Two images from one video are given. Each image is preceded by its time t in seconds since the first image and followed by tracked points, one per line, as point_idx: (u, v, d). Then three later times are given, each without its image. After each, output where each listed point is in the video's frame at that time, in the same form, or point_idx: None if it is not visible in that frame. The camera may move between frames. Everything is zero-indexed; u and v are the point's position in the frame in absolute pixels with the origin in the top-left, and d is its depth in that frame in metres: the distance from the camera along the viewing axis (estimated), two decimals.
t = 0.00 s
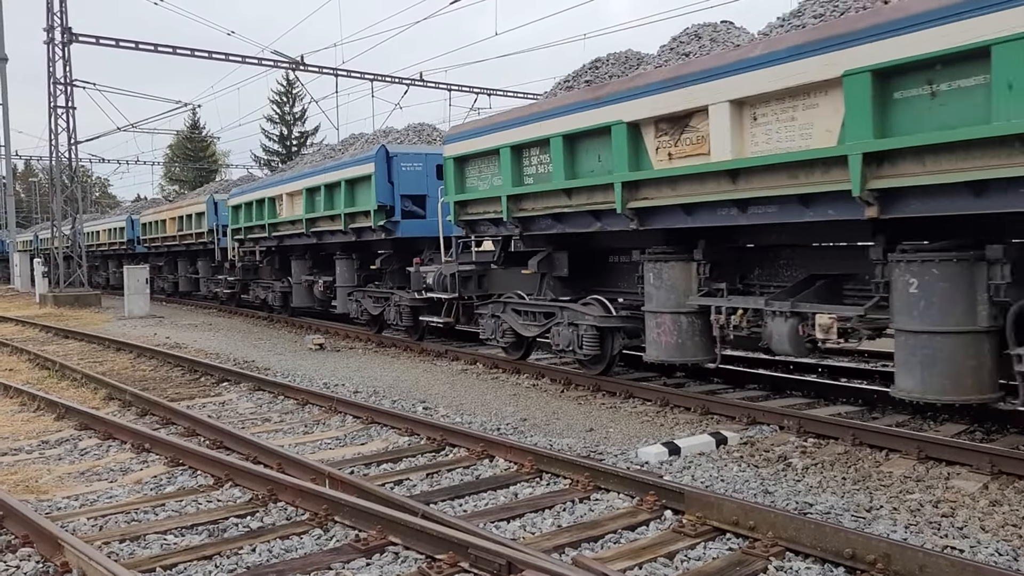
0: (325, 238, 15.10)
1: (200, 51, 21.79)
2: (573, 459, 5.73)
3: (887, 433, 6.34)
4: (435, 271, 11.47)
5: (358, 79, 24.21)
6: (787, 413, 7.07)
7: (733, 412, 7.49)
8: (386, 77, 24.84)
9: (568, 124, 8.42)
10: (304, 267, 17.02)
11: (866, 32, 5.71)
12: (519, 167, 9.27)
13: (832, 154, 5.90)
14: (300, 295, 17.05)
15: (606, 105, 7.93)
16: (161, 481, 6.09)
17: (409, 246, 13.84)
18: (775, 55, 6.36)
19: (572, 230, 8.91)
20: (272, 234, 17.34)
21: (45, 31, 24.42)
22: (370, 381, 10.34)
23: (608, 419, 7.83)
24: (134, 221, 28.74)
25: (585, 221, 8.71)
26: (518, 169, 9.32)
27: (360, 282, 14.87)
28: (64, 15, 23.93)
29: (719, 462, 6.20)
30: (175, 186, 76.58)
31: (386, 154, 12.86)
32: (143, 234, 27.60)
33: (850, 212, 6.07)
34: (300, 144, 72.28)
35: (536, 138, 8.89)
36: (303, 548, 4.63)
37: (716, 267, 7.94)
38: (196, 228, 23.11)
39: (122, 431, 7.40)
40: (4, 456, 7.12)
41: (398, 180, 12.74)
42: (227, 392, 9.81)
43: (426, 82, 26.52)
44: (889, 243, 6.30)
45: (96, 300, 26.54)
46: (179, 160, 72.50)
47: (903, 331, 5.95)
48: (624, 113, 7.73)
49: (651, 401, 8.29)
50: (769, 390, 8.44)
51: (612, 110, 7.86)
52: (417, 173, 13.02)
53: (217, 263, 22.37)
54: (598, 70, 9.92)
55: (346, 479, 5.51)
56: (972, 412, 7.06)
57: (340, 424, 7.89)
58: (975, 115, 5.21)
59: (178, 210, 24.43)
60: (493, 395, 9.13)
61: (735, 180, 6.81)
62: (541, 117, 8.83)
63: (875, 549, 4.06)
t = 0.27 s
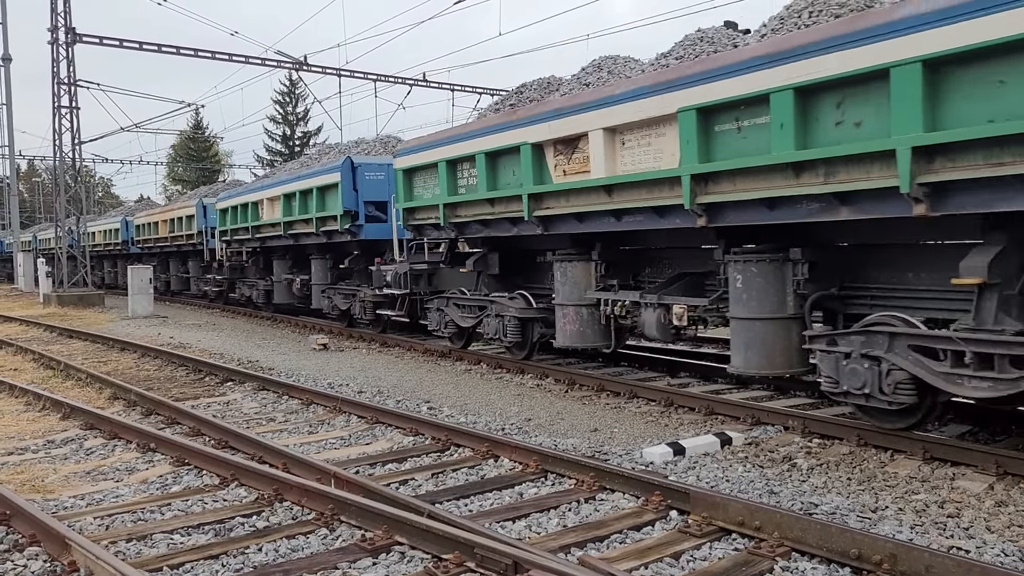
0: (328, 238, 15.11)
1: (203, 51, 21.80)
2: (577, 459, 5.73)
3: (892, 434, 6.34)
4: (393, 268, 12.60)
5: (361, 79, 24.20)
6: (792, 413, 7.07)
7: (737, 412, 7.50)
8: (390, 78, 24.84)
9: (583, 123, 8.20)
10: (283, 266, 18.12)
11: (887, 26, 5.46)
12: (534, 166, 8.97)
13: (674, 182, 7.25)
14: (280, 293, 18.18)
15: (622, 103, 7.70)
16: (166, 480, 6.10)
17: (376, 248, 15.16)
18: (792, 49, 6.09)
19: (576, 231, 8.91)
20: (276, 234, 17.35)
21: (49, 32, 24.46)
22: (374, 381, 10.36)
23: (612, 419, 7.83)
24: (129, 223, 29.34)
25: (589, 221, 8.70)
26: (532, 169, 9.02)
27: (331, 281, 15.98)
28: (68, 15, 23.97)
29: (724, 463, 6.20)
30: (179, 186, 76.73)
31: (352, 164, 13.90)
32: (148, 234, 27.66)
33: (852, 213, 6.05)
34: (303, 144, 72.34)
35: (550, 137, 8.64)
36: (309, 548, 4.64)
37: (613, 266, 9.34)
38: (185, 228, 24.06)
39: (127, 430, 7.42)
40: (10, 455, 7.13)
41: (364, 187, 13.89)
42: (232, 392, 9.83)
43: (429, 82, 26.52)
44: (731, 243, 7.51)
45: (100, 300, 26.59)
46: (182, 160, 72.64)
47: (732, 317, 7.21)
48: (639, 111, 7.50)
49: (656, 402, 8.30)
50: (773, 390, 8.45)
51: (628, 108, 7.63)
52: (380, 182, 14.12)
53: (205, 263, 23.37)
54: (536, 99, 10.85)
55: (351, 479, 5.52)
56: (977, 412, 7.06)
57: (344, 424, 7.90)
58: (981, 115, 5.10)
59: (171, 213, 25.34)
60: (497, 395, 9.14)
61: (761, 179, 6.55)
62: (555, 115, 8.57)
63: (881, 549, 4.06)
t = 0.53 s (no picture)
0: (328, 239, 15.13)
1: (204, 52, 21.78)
2: (579, 460, 5.74)
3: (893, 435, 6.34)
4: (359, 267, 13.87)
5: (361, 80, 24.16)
6: (793, 414, 7.08)
7: (739, 413, 7.50)
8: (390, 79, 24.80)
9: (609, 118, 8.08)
10: (264, 267, 19.58)
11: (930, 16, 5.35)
12: (505, 171, 9.75)
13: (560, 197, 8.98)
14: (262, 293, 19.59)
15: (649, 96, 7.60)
16: (169, 481, 6.11)
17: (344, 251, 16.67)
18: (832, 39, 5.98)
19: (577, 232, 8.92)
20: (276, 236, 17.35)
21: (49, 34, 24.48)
22: (375, 382, 10.37)
23: (614, 420, 7.84)
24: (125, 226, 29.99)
25: (590, 222, 8.70)
26: (505, 173, 9.80)
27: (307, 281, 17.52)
28: (68, 17, 24.00)
29: (725, 464, 6.21)
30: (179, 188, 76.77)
31: (321, 173, 15.63)
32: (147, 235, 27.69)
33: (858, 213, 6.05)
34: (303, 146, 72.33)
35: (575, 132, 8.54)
36: (311, 549, 4.64)
37: (533, 267, 10.80)
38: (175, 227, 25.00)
39: (129, 431, 7.43)
40: (12, 456, 7.15)
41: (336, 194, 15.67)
42: (233, 394, 9.84)
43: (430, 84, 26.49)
44: (619, 247, 8.94)
45: (100, 302, 26.60)
46: (182, 162, 72.67)
47: (616, 311, 8.70)
48: (668, 106, 7.40)
49: (657, 403, 8.31)
50: (774, 391, 8.45)
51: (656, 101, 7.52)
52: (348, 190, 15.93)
53: (200, 264, 23.78)
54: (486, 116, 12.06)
55: (353, 480, 5.53)
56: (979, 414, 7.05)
57: (346, 425, 7.90)
58: (811, 137, 6.28)
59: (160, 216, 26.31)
60: (498, 396, 9.15)
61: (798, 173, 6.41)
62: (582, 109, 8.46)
63: (883, 551, 4.06)
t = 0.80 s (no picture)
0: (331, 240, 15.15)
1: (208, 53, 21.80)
2: (583, 461, 5.75)
3: (897, 436, 6.34)
4: (331, 267, 15.36)
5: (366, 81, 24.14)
6: (796, 416, 7.08)
7: (742, 415, 7.50)
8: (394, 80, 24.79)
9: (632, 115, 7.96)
10: (250, 267, 20.79)
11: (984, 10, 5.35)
12: (443, 184, 11.21)
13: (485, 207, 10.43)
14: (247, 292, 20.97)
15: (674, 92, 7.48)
16: (173, 481, 6.13)
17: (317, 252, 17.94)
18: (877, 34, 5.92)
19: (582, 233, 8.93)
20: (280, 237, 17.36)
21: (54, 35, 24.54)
22: (378, 383, 10.39)
23: (617, 421, 7.85)
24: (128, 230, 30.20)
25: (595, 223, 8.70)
26: (442, 187, 11.28)
27: (288, 280, 18.84)
28: (73, 18, 24.05)
29: (728, 465, 6.21)
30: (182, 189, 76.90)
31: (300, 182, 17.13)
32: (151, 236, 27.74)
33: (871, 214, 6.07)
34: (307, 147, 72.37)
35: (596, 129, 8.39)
36: (315, 550, 4.65)
37: (473, 267, 12.12)
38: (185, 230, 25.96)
39: (133, 432, 7.44)
40: (16, 456, 7.17)
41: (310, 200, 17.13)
42: (236, 394, 9.87)
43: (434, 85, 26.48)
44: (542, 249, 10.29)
45: (104, 302, 26.66)
46: (186, 162, 72.81)
47: (534, 304, 10.10)
48: (579, 127, 8.60)
49: (660, 404, 8.31)
50: (777, 393, 8.44)
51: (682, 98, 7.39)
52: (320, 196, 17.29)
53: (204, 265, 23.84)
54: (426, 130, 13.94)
55: (357, 480, 5.54)
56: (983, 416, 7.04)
57: (349, 426, 7.91)
58: (659, 162, 7.80)
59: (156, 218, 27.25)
60: (501, 397, 9.16)
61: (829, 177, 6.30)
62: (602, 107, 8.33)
63: (887, 552, 4.07)
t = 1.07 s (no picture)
0: (332, 240, 15.18)
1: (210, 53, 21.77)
2: (585, 462, 5.75)
3: (898, 438, 6.34)
4: (308, 266, 16.67)
5: (368, 82, 24.06)
6: (798, 417, 7.09)
7: (744, 416, 7.51)
8: (396, 80, 24.73)
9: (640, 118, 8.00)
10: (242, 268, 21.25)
11: (973, 12, 5.34)
12: (393, 193, 12.57)
13: (426, 213, 11.84)
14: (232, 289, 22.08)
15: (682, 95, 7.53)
16: (175, 481, 6.13)
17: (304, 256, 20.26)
18: (863, 40, 6.01)
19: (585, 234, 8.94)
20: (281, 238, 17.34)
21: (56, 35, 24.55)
22: (379, 383, 10.39)
23: (619, 422, 7.84)
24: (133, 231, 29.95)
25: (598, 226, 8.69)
26: (393, 195, 12.61)
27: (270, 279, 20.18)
28: (75, 17, 24.06)
29: (730, 466, 6.21)
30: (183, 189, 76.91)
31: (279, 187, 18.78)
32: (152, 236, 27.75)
33: (881, 217, 6.08)
34: (308, 147, 72.36)
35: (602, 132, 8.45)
36: (318, 550, 4.65)
37: (426, 267, 13.47)
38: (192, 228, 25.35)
39: (135, 431, 7.45)
40: (18, 456, 7.17)
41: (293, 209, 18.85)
42: (237, 394, 9.88)
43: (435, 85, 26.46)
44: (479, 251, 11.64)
45: (104, 301, 26.66)
46: (187, 162, 72.83)
47: (471, 301, 11.47)
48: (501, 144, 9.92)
49: (661, 405, 8.31)
50: (780, 394, 8.45)
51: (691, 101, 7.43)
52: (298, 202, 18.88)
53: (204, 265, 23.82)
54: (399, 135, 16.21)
55: (359, 481, 5.55)
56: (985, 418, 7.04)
57: (351, 426, 7.92)
58: (556, 177, 9.15)
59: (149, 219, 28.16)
60: (502, 398, 9.16)
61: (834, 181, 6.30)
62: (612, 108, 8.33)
63: (889, 554, 4.07)
